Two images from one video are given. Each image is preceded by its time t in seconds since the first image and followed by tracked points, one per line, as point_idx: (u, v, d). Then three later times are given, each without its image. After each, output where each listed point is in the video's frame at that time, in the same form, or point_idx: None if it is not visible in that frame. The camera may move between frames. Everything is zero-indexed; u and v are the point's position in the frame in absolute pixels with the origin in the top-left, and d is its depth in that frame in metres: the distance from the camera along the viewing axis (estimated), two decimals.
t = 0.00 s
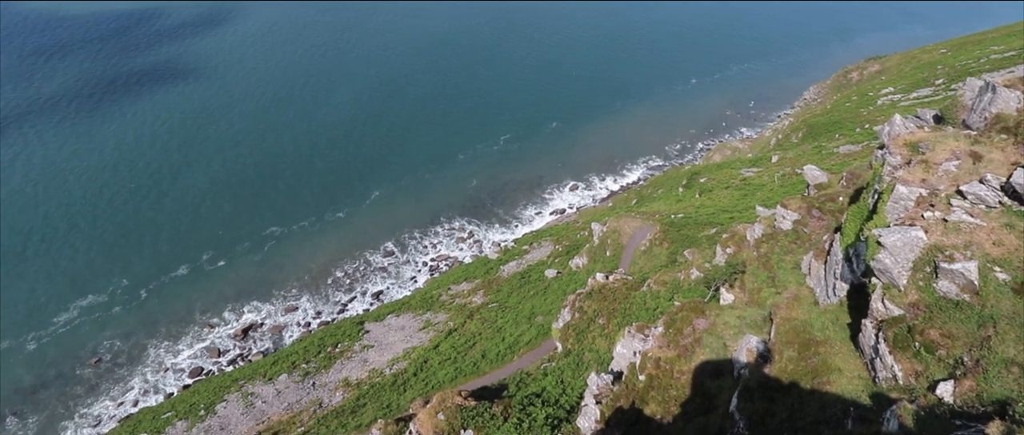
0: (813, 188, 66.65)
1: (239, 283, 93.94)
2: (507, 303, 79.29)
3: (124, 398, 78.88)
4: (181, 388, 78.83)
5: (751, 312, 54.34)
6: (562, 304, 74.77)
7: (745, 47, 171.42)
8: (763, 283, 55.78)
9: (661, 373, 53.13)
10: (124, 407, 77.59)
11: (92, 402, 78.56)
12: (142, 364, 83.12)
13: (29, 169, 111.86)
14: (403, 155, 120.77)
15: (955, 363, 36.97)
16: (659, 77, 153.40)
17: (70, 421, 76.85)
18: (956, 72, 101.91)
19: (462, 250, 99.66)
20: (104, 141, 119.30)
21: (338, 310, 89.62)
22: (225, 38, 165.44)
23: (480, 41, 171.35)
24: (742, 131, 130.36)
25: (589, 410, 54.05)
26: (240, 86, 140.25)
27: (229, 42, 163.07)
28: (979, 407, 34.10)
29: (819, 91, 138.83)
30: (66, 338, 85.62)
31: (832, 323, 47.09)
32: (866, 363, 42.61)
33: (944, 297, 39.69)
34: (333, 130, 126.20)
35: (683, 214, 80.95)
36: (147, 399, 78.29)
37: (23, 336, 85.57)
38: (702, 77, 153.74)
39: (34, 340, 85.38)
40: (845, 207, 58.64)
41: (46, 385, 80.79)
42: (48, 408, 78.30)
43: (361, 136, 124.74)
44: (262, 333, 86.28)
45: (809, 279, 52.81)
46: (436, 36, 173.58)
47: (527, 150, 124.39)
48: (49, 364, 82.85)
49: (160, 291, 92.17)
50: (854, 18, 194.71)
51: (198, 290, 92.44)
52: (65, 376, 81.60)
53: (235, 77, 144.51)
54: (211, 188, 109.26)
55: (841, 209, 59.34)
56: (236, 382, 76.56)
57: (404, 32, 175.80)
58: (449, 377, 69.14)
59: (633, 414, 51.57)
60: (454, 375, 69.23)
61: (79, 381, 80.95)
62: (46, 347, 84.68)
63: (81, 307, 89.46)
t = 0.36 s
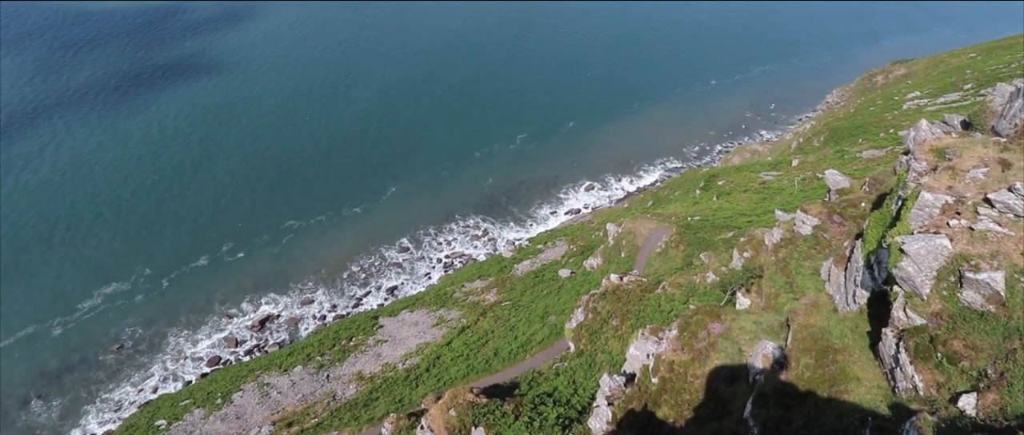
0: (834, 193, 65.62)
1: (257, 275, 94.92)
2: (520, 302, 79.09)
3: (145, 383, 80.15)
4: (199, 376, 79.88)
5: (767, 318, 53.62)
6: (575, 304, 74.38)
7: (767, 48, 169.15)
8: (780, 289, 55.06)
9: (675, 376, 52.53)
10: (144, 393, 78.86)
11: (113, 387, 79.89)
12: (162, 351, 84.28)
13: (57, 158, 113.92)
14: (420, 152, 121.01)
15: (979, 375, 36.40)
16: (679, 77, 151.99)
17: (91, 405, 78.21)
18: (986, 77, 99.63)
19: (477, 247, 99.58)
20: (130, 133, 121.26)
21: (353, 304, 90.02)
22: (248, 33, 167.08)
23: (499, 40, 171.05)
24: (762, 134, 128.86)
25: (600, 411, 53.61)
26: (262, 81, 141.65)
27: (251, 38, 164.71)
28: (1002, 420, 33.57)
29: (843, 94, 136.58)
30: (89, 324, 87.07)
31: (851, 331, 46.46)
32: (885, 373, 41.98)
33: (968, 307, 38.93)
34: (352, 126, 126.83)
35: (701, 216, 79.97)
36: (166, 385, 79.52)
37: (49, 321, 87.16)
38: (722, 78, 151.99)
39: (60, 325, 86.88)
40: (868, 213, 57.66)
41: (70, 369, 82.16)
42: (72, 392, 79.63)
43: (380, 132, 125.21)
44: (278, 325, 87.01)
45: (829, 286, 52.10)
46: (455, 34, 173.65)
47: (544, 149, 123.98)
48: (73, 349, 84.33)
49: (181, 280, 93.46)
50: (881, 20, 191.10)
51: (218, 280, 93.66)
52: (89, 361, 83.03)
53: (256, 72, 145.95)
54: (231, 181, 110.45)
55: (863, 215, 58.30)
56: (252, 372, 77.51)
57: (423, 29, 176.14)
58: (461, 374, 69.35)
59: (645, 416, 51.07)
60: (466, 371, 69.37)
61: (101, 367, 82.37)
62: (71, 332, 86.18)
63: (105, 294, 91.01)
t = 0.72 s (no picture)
0: (857, 198, 64.57)
1: (275, 268, 95.69)
2: (533, 301, 78.91)
3: (165, 370, 81.31)
4: (217, 365, 80.88)
5: (785, 323, 52.84)
6: (589, 305, 73.97)
7: (788, 49, 166.76)
8: (799, 295, 54.30)
9: (688, 379, 51.97)
10: (164, 380, 80.00)
11: (134, 374, 81.08)
12: (182, 340, 85.33)
13: (83, 148, 115.64)
14: (437, 149, 121.09)
15: (1003, 387, 35.62)
16: (698, 78, 150.37)
17: (113, 391, 79.44)
18: (1016, 82, 97.47)
19: (491, 245, 99.43)
20: (154, 125, 122.99)
21: (368, 298, 90.39)
22: (270, 29, 168.40)
23: (517, 38, 170.51)
24: (782, 137, 127.28)
25: (612, 412, 52.87)
26: (282, 76, 142.78)
27: (272, 33, 165.97)
28: None
29: (867, 97, 134.34)
30: (113, 312, 88.39)
31: (871, 339, 45.77)
32: (905, 383, 41.32)
33: (994, 318, 38.23)
34: (370, 122, 127.32)
35: (718, 219, 79.03)
36: (185, 373, 80.61)
37: (74, 308, 88.54)
38: (743, 79, 150.16)
39: (85, 311, 88.25)
40: (891, 219, 56.56)
41: (95, 354, 83.51)
42: (95, 378, 80.88)
43: (398, 129, 125.61)
44: (294, 317, 87.67)
45: (848, 293, 51.28)
46: (473, 32, 173.42)
47: (560, 149, 123.45)
48: (96, 336, 85.64)
49: (201, 271, 94.56)
50: (907, 22, 187.65)
51: (238, 272, 94.67)
52: (111, 348, 84.28)
53: (277, 67, 147.12)
54: (251, 174, 111.44)
55: (885, 221, 57.21)
56: (269, 363, 78.19)
57: (442, 27, 176.16)
58: (473, 371, 69.46)
59: (658, 419, 50.58)
60: (479, 369, 69.43)
61: (123, 354, 83.58)
62: (96, 319, 87.53)
63: (129, 282, 92.37)
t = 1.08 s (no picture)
0: (880, 204, 63.46)
1: (292, 262, 96.40)
2: (547, 300, 78.64)
3: (184, 359, 82.40)
4: (235, 356, 81.79)
5: (802, 329, 52.05)
6: (603, 305, 73.52)
7: (811, 50, 164.19)
8: (817, 301, 53.55)
9: (703, 383, 51.29)
10: (184, 368, 81.10)
11: (155, 362, 82.27)
12: (202, 330, 86.39)
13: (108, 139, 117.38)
14: (454, 146, 121.17)
15: None
16: (719, 79, 148.63)
17: (134, 378, 80.71)
18: None
19: (506, 243, 99.23)
20: (178, 118, 124.65)
21: (383, 293, 90.69)
22: (291, 26, 169.63)
23: (536, 37, 169.85)
24: (804, 139, 125.45)
25: (624, 413, 52.86)
26: (302, 73, 143.74)
27: (293, 30, 167.11)
28: None
29: (892, 100, 131.82)
30: (136, 301, 89.87)
31: (891, 347, 45.01)
32: (926, 393, 40.71)
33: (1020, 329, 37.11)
34: (388, 118, 127.74)
35: (735, 222, 78.06)
36: (204, 362, 81.64)
37: (99, 296, 90.04)
38: (763, 81, 148.23)
39: (109, 300, 89.83)
40: (915, 225, 55.41)
41: (118, 341, 85.00)
42: (118, 365, 82.24)
43: (415, 126, 125.85)
44: (310, 310, 88.24)
45: (869, 300, 50.40)
46: (492, 30, 173.08)
47: (577, 148, 122.86)
48: (119, 324, 87.03)
49: (222, 263, 95.64)
50: (936, 24, 183.66)
51: (257, 264, 95.60)
52: (134, 336, 85.61)
53: (296, 63, 148.09)
54: (271, 168, 112.44)
55: (909, 227, 56.06)
56: (285, 354, 78.81)
57: (461, 25, 175.96)
58: (486, 368, 69.45)
59: (671, 422, 50.10)
60: (491, 366, 69.41)
61: (145, 342, 84.85)
62: (120, 308, 89.09)
63: (151, 272, 93.75)
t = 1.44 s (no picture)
0: (904, 209, 62.26)
1: (310, 256, 97.00)
2: (561, 299, 78.31)
3: (205, 348, 83.38)
4: (254, 346, 82.65)
5: (822, 335, 51.21)
6: (617, 305, 73.00)
7: (835, 51, 161.45)
8: (838, 306, 52.75)
9: (717, 387, 50.65)
10: (204, 357, 82.14)
11: (176, 350, 83.32)
12: (222, 320, 87.36)
13: (134, 133, 119.35)
14: (471, 144, 121.13)
15: None
16: (740, 79, 146.82)
17: (156, 365, 81.89)
18: None
19: (521, 242, 99.00)
20: (201, 112, 126.15)
21: (399, 288, 90.97)
22: (313, 22, 170.76)
23: (555, 35, 169.07)
24: (826, 142, 123.49)
25: (638, 415, 52.19)
26: (322, 69, 144.61)
27: (314, 26, 168.14)
28: None
29: (918, 102, 129.19)
30: (160, 290, 91.20)
31: (914, 356, 44.05)
32: (949, 404, 39.87)
33: None
34: (406, 115, 128.00)
35: (754, 225, 77.07)
36: (224, 352, 82.60)
37: (123, 285, 91.46)
38: (785, 81, 146.16)
39: (133, 289, 91.18)
40: (941, 232, 54.22)
41: (142, 329, 86.24)
42: (140, 352, 83.51)
43: (433, 123, 125.99)
44: (327, 304, 88.77)
45: (891, 307, 49.44)
46: (511, 28, 172.63)
47: (595, 147, 122.22)
48: (142, 312, 88.31)
49: (242, 255, 96.60)
50: (966, 26, 179.36)
51: (276, 257, 96.37)
52: (156, 325, 86.82)
53: (316, 59, 149.03)
54: (290, 162, 113.27)
55: (935, 234, 54.84)
56: (302, 346, 79.40)
57: (480, 23, 175.78)
58: (499, 365, 69.32)
59: (684, 425, 49.46)
60: (504, 363, 69.31)
61: (167, 331, 86.04)
62: (144, 296, 90.37)
63: (174, 263, 94.97)
